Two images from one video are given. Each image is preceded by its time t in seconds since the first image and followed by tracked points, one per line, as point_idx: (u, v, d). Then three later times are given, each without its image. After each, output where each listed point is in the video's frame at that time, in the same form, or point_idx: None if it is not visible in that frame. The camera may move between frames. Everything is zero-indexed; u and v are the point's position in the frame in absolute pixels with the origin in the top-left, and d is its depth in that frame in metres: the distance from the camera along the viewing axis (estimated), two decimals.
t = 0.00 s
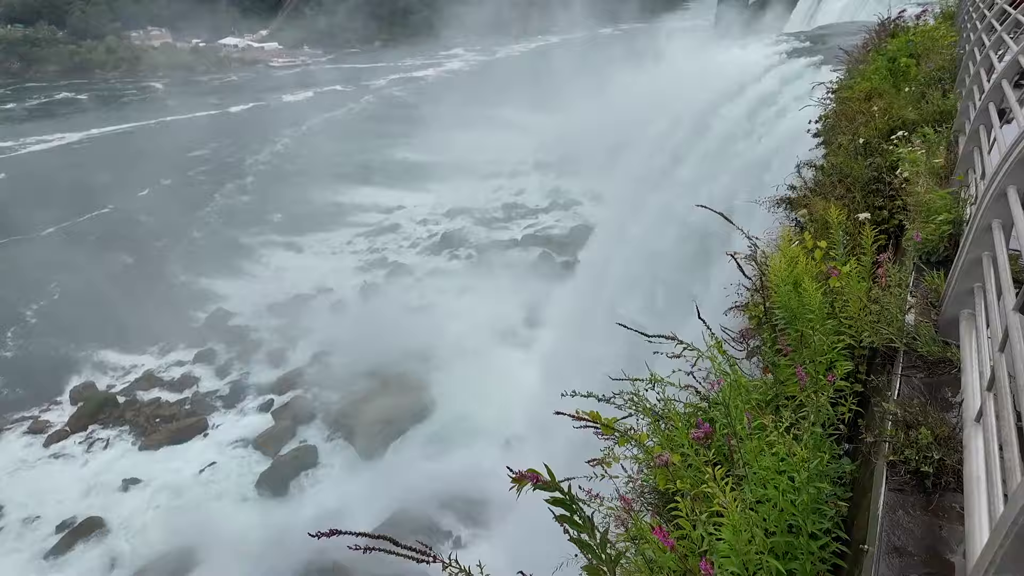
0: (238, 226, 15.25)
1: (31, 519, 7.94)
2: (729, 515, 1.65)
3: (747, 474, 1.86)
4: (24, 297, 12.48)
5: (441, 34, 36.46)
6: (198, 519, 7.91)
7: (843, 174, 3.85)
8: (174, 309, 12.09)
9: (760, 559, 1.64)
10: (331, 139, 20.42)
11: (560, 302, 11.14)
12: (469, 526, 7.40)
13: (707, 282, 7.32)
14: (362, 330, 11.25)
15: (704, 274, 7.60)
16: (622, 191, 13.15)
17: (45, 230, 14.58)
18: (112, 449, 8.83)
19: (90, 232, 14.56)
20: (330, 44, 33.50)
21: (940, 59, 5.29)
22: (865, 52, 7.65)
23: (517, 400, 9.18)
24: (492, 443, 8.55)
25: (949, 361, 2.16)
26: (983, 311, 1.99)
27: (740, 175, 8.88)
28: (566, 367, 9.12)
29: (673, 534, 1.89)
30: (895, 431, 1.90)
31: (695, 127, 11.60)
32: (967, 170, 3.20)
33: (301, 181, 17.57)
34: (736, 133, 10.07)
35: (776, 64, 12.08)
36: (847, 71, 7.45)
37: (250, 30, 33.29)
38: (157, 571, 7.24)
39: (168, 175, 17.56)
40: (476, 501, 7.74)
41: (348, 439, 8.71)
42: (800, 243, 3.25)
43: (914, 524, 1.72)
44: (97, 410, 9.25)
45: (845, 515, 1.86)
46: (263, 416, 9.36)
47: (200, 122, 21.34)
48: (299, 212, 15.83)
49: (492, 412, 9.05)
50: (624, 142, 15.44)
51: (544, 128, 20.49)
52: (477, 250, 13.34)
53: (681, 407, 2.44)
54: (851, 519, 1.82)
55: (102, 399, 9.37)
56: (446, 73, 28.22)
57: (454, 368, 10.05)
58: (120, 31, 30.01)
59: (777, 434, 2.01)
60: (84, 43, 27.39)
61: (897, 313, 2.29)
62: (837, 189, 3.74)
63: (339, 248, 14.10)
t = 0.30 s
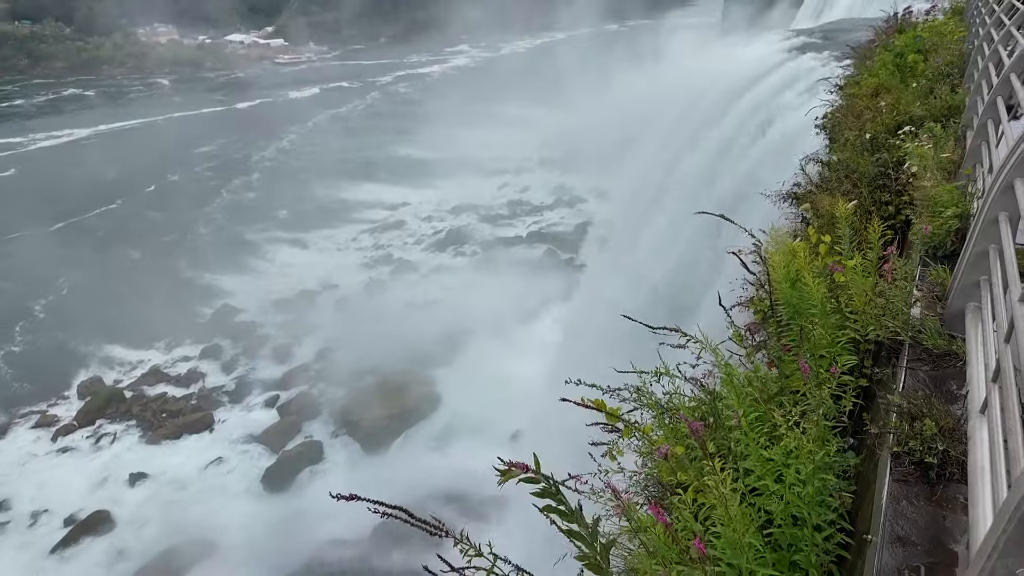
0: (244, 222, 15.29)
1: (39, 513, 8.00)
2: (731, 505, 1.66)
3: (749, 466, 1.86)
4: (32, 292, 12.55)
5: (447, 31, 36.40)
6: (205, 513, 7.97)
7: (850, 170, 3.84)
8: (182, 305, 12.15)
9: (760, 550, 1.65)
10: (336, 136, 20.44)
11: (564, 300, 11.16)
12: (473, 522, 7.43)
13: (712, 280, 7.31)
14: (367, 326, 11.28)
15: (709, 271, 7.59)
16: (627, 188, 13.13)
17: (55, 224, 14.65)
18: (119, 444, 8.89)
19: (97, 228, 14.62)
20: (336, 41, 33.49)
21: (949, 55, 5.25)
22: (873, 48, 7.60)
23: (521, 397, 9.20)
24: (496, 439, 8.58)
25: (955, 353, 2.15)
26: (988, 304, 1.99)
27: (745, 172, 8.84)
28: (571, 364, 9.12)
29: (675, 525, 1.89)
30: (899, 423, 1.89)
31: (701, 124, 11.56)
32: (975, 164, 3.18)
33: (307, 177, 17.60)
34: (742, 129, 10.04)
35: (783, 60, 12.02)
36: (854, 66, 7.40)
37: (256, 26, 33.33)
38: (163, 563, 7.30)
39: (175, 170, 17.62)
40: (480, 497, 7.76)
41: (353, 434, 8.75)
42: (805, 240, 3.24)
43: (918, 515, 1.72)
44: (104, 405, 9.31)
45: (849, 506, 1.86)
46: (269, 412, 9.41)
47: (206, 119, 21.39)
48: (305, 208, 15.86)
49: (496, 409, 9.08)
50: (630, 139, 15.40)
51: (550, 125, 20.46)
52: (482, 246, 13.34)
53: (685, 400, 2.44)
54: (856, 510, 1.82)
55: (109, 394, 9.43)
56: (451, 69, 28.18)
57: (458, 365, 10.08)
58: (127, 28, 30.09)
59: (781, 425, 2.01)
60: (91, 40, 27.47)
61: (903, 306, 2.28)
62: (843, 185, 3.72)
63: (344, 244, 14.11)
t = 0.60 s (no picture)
0: (253, 215, 15.36)
1: (51, 502, 8.10)
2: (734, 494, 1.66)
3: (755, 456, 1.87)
4: (45, 283, 12.65)
5: (455, 25, 36.32)
6: (213, 505, 8.04)
7: (860, 163, 3.82)
8: (191, 298, 12.24)
9: (764, 540, 1.65)
10: (345, 130, 20.47)
11: (571, 295, 11.16)
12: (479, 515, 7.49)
13: (720, 275, 7.30)
14: (375, 320, 11.34)
15: (717, 267, 7.59)
16: (635, 183, 13.09)
17: (67, 217, 14.75)
18: (130, 434, 8.99)
19: (108, 221, 14.72)
20: (344, 34, 33.48)
21: (962, 46, 5.19)
22: (885, 41, 7.52)
23: (528, 392, 9.23)
24: (503, 433, 8.61)
25: (964, 344, 2.14)
26: (999, 294, 1.98)
27: (755, 168, 8.81)
28: (577, 359, 9.15)
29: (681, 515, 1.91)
30: (907, 411, 1.89)
31: (710, 118, 11.51)
32: (987, 156, 3.16)
33: (315, 171, 17.64)
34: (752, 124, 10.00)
35: (793, 54, 11.93)
36: (865, 60, 7.33)
37: (265, 21, 33.38)
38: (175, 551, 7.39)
39: (186, 163, 17.72)
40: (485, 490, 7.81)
41: (360, 427, 8.82)
42: (814, 232, 3.24)
43: (925, 501, 1.72)
44: (115, 396, 9.41)
45: (857, 495, 1.86)
46: (277, 404, 9.50)
47: (215, 112, 21.45)
48: (313, 202, 15.91)
49: (503, 404, 9.11)
50: (638, 134, 15.35)
51: (558, 119, 20.42)
52: (489, 241, 13.36)
53: (692, 391, 2.46)
54: (864, 498, 1.81)
55: (120, 386, 9.53)
56: (460, 63, 28.13)
57: (465, 358, 10.12)
58: (136, 22, 30.19)
59: (787, 416, 2.02)
60: (101, 34, 27.57)
61: (913, 297, 2.27)
62: (853, 177, 3.71)
63: (352, 238, 14.16)
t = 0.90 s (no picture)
0: (268, 206, 15.47)
1: (71, 486, 8.26)
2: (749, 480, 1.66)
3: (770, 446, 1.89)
4: (66, 271, 12.84)
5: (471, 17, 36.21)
6: (228, 491, 8.16)
7: (880, 156, 3.78)
8: (208, 287, 12.38)
9: (778, 529, 1.67)
10: (360, 121, 20.52)
11: (583, 289, 11.14)
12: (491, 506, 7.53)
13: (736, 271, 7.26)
14: (388, 311, 11.41)
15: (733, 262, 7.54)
16: (650, 176, 13.01)
17: (88, 206, 14.95)
18: (147, 421, 9.14)
19: (127, 210, 14.90)
20: (360, 26, 33.50)
21: (988, 37, 5.08)
22: (908, 32, 7.38)
23: (540, 385, 9.25)
24: (516, 426, 8.65)
25: (987, 335, 2.11)
26: None
27: (773, 163, 8.72)
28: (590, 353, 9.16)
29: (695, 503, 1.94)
30: (927, 401, 1.87)
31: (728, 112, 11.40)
32: (1013, 147, 3.10)
33: (330, 163, 17.72)
34: (769, 120, 9.93)
35: (813, 46, 11.75)
36: (888, 51, 7.20)
37: (282, 12, 33.47)
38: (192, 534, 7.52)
39: (205, 154, 17.90)
40: (497, 481, 7.85)
41: (373, 418, 8.90)
42: (833, 224, 3.22)
43: (944, 491, 1.71)
44: (132, 384, 9.57)
45: (874, 484, 1.85)
46: (291, 393, 9.61)
47: (231, 104, 21.59)
48: (328, 193, 15.99)
49: (515, 397, 9.14)
50: (654, 127, 15.24)
51: (572, 112, 20.31)
52: (502, 234, 13.36)
53: (708, 382, 2.47)
54: (883, 487, 1.81)
55: (138, 373, 9.68)
56: (475, 55, 28.07)
57: (477, 350, 10.17)
58: (155, 13, 30.39)
59: (804, 405, 2.02)
60: (120, 25, 27.79)
61: (934, 288, 2.25)
62: (873, 170, 3.67)
63: (367, 230, 14.23)
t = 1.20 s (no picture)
0: (292, 195, 15.63)
1: (98, 466, 8.47)
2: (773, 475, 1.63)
3: (794, 440, 1.85)
4: (96, 256, 13.12)
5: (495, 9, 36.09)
6: (249, 476, 8.30)
7: (911, 151, 3.70)
8: (232, 275, 12.58)
9: (802, 524, 1.65)
10: (383, 112, 20.61)
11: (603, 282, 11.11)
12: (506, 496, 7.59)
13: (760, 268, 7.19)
14: (408, 302, 11.49)
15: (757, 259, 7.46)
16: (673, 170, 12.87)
17: (118, 193, 15.24)
18: (172, 405, 9.33)
19: (156, 199, 15.16)
20: (385, 18, 33.56)
21: None
22: (944, 24, 7.16)
23: (558, 379, 9.27)
24: (533, 418, 8.68)
25: (1019, 331, 2.07)
26: None
27: (801, 160, 8.59)
28: (607, 348, 9.14)
29: (714, 495, 1.92)
30: (956, 396, 1.83)
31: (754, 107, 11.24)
32: None
33: (353, 153, 17.84)
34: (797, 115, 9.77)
35: (844, 39, 11.48)
36: (922, 44, 7.01)
37: (307, 3, 33.66)
38: (215, 517, 7.65)
39: (232, 143, 18.15)
40: (513, 472, 7.90)
41: (392, 406, 8.99)
42: (860, 218, 3.16)
43: (971, 487, 1.70)
44: (158, 368, 9.78)
45: (901, 478, 1.83)
46: (312, 380, 9.75)
47: (256, 94, 21.80)
48: (350, 184, 16.10)
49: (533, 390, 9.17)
50: (678, 121, 15.08)
51: (595, 105, 20.17)
52: (522, 226, 13.35)
53: (729, 375, 2.45)
54: (907, 483, 1.79)
55: (165, 357, 9.89)
56: (499, 47, 27.96)
57: (496, 342, 10.20)
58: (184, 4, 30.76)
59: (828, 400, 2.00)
60: (150, 15, 28.20)
61: (964, 283, 2.20)
62: (903, 165, 3.59)
63: (387, 221, 14.31)
